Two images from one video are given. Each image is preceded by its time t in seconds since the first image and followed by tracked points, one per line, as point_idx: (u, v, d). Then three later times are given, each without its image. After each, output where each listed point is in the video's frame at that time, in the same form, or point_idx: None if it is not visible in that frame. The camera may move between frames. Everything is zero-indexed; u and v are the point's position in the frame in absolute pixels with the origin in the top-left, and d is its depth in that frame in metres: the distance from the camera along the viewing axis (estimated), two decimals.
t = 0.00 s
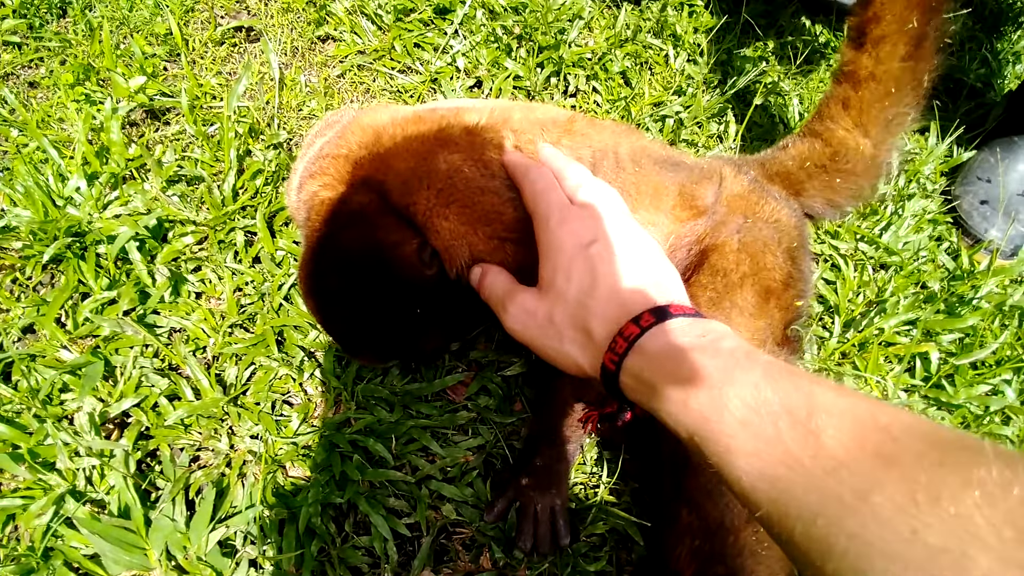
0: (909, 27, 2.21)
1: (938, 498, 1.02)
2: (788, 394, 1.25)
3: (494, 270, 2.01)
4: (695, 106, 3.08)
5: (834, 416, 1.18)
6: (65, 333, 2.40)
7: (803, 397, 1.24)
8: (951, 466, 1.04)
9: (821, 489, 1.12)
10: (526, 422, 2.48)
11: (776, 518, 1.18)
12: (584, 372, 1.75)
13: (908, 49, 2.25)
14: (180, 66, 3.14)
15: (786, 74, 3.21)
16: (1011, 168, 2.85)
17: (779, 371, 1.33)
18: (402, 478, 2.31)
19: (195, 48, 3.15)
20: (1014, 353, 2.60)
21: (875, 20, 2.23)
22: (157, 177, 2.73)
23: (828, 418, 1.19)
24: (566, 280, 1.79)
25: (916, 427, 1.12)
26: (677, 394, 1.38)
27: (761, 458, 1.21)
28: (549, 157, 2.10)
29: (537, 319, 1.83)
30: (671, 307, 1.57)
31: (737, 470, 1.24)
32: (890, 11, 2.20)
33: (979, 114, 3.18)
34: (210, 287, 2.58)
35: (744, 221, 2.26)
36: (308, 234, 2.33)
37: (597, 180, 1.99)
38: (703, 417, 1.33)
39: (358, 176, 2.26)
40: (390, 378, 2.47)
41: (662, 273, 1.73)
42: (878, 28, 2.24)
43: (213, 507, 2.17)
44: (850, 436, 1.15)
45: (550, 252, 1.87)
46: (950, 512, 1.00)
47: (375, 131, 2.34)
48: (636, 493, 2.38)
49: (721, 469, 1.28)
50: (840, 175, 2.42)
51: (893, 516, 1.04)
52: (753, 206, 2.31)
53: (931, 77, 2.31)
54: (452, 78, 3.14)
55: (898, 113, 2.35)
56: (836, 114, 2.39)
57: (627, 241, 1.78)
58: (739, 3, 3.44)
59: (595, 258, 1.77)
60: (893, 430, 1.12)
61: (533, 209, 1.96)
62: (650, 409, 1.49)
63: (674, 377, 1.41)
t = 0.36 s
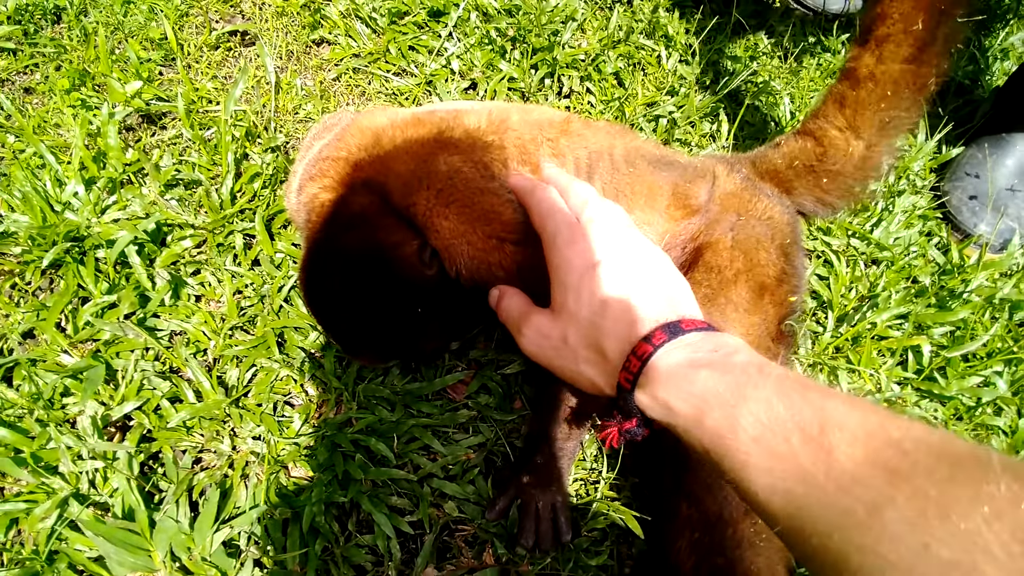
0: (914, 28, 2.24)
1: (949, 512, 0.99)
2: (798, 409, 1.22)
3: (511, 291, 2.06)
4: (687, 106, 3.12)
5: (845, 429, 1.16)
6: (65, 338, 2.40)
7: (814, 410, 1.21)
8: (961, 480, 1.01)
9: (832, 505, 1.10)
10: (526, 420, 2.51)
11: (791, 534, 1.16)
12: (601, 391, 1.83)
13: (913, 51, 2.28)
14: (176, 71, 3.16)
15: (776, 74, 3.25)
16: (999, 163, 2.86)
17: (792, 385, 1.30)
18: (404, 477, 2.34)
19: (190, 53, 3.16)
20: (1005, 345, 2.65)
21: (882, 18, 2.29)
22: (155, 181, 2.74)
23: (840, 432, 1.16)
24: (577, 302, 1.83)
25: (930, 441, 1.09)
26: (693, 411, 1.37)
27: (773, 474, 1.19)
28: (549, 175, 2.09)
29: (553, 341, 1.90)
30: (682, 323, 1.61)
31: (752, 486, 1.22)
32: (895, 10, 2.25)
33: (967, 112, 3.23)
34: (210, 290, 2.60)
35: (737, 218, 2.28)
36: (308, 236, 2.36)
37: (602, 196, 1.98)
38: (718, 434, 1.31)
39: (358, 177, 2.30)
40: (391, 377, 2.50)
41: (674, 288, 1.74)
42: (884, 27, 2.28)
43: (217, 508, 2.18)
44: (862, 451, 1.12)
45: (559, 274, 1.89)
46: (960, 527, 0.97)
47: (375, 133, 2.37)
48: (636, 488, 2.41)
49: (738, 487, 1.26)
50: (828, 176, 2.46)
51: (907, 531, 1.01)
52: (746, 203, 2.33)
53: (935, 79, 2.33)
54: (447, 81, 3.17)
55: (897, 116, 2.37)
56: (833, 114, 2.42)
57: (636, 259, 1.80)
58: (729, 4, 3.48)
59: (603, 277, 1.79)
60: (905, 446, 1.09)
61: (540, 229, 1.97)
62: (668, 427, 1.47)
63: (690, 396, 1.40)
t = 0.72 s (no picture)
0: (894, 35, 2.29)
1: (972, 521, 1.06)
2: (824, 421, 1.27)
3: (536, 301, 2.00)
4: (680, 109, 3.18)
5: (872, 440, 1.21)
6: (68, 340, 2.42)
7: (840, 421, 1.26)
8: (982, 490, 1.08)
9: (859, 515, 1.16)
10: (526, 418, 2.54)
11: (818, 539, 1.23)
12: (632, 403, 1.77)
13: (897, 57, 2.33)
14: (174, 75, 3.18)
15: (767, 77, 3.32)
16: (985, 164, 2.94)
17: (815, 393, 1.34)
18: (406, 475, 2.37)
19: (188, 57, 3.18)
20: (991, 341, 2.72)
21: (860, 29, 2.36)
22: (155, 184, 2.76)
23: (866, 443, 1.21)
24: (604, 314, 1.75)
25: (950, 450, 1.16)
26: (720, 422, 1.41)
27: (802, 484, 1.24)
28: (565, 196, 2.12)
29: (580, 352, 1.84)
30: (708, 333, 1.61)
31: (781, 494, 1.28)
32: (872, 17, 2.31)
33: (953, 113, 3.31)
34: (211, 292, 2.63)
35: (731, 218, 2.33)
36: (312, 238, 2.42)
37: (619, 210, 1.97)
38: (746, 444, 1.36)
39: (362, 180, 2.36)
40: (392, 377, 2.53)
41: (695, 297, 1.74)
42: (863, 37, 2.34)
43: (223, 507, 2.20)
44: (888, 462, 1.17)
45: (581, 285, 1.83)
46: (982, 535, 1.05)
47: (377, 137, 2.44)
48: (635, 483, 2.46)
49: (767, 494, 1.32)
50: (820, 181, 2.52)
51: (930, 540, 1.08)
52: (740, 204, 2.37)
53: (922, 86, 2.38)
54: (443, 84, 3.21)
55: (885, 124, 2.43)
56: (824, 121, 2.48)
57: (659, 270, 1.77)
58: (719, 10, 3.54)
59: (631, 289, 1.73)
60: (929, 457, 1.15)
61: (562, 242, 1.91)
62: (693, 433, 1.52)
63: (716, 407, 1.43)
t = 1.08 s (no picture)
0: (905, 92, 2.51)
1: (1000, 538, 1.01)
2: (859, 443, 1.28)
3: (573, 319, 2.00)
4: (673, 113, 3.26)
5: (906, 462, 1.21)
6: (74, 341, 2.45)
7: (875, 444, 1.27)
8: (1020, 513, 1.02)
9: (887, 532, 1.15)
10: (525, 416, 2.60)
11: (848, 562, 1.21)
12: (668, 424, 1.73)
13: (901, 110, 2.54)
14: (175, 79, 3.22)
15: (758, 82, 3.40)
16: (971, 166, 3.03)
17: (856, 421, 1.35)
18: (409, 472, 2.42)
19: (189, 62, 3.22)
20: (976, 339, 2.81)
21: (875, 81, 2.54)
22: (159, 188, 2.80)
23: (901, 465, 1.21)
24: (645, 329, 1.78)
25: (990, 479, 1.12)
26: (757, 441, 1.43)
27: (834, 501, 1.25)
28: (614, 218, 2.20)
29: (619, 367, 1.80)
30: (747, 357, 1.63)
31: (815, 514, 1.29)
32: (889, 74, 2.50)
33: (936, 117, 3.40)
34: (215, 294, 2.67)
35: (724, 219, 2.39)
36: (316, 240, 2.47)
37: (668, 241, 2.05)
38: (784, 464, 1.38)
39: (366, 183, 2.43)
40: (394, 376, 2.59)
41: (735, 327, 1.77)
42: (878, 88, 2.53)
43: (230, 504, 2.25)
44: (922, 483, 1.16)
45: (627, 304, 1.85)
46: (1010, 551, 0.99)
47: (380, 141, 2.50)
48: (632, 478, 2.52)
49: (803, 515, 1.32)
50: (815, 197, 2.64)
51: (958, 556, 1.04)
52: (734, 205, 2.44)
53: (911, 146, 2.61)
54: (441, 89, 3.26)
55: (879, 166, 2.61)
56: (827, 147, 2.64)
57: (704, 297, 1.81)
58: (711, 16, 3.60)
59: (673, 308, 1.77)
60: (966, 484, 1.12)
61: (608, 263, 1.98)
62: (732, 455, 1.53)
63: (754, 425, 1.45)
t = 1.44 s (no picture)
0: (909, 97, 2.49)
1: (917, 345, 1.10)
2: (770, 267, 1.34)
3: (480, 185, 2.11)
4: (676, 111, 3.24)
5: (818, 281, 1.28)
6: (75, 339, 2.46)
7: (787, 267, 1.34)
8: (929, 324, 1.12)
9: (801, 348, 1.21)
10: (525, 416, 2.60)
11: (751, 378, 1.28)
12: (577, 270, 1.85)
13: (905, 115, 2.53)
14: (177, 76, 3.21)
15: (763, 79, 3.37)
16: (976, 166, 3.01)
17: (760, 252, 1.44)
18: (408, 471, 2.43)
19: (191, 59, 3.21)
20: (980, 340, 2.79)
21: (882, 83, 2.52)
22: (160, 186, 2.81)
23: (811, 284, 1.28)
24: (562, 182, 1.92)
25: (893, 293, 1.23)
26: (668, 274, 1.50)
27: (744, 323, 1.30)
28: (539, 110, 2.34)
29: (531, 219, 1.93)
30: (662, 203, 1.79)
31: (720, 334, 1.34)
32: (897, 78, 2.49)
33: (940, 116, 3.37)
34: (216, 292, 2.67)
35: (727, 219, 2.39)
36: (317, 242, 2.47)
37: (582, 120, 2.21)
38: (694, 293, 1.43)
39: (366, 184, 2.43)
40: (394, 375, 2.59)
41: (648, 183, 1.94)
42: (884, 90, 2.52)
43: (230, 502, 2.26)
44: (834, 298, 1.23)
45: (539, 163, 2.00)
46: (928, 356, 1.09)
47: (380, 140, 2.49)
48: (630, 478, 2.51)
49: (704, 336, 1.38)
50: (818, 198, 2.64)
51: (871, 364, 1.12)
52: (737, 203, 2.45)
53: (910, 150, 2.60)
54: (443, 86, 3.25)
55: (879, 169, 2.61)
56: (830, 147, 2.64)
57: (622, 161, 1.99)
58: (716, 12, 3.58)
59: (586, 166, 1.92)
60: (873, 295, 1.21)
61: (523, 134, 2.11)
62: (639, 292, 1.60)
63: (670, 263, 1.51)
